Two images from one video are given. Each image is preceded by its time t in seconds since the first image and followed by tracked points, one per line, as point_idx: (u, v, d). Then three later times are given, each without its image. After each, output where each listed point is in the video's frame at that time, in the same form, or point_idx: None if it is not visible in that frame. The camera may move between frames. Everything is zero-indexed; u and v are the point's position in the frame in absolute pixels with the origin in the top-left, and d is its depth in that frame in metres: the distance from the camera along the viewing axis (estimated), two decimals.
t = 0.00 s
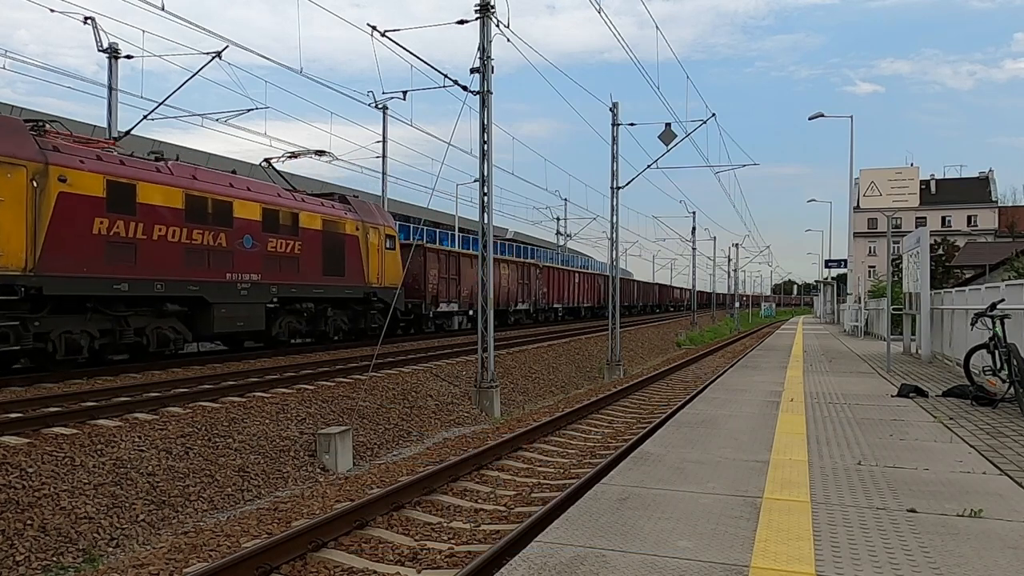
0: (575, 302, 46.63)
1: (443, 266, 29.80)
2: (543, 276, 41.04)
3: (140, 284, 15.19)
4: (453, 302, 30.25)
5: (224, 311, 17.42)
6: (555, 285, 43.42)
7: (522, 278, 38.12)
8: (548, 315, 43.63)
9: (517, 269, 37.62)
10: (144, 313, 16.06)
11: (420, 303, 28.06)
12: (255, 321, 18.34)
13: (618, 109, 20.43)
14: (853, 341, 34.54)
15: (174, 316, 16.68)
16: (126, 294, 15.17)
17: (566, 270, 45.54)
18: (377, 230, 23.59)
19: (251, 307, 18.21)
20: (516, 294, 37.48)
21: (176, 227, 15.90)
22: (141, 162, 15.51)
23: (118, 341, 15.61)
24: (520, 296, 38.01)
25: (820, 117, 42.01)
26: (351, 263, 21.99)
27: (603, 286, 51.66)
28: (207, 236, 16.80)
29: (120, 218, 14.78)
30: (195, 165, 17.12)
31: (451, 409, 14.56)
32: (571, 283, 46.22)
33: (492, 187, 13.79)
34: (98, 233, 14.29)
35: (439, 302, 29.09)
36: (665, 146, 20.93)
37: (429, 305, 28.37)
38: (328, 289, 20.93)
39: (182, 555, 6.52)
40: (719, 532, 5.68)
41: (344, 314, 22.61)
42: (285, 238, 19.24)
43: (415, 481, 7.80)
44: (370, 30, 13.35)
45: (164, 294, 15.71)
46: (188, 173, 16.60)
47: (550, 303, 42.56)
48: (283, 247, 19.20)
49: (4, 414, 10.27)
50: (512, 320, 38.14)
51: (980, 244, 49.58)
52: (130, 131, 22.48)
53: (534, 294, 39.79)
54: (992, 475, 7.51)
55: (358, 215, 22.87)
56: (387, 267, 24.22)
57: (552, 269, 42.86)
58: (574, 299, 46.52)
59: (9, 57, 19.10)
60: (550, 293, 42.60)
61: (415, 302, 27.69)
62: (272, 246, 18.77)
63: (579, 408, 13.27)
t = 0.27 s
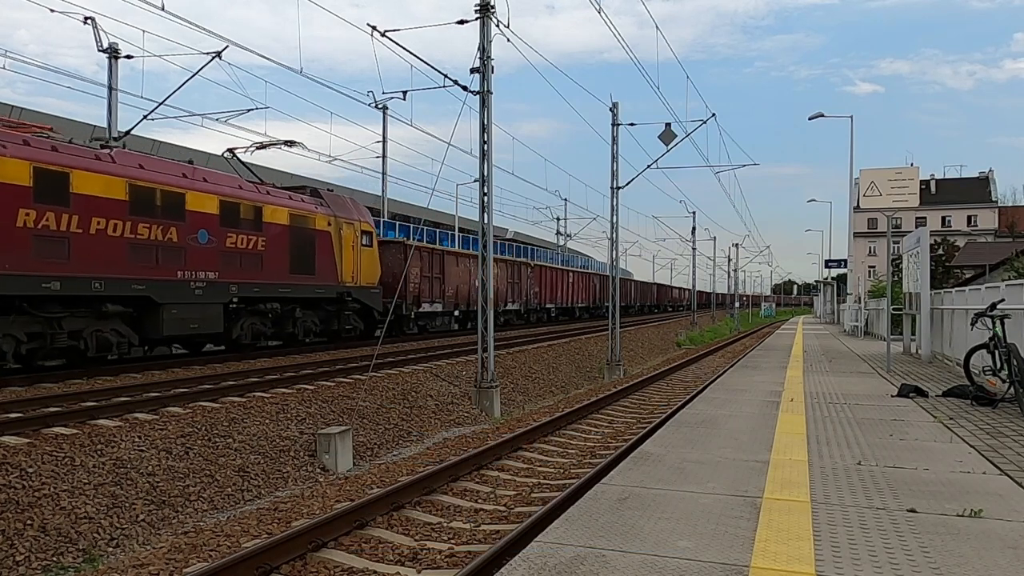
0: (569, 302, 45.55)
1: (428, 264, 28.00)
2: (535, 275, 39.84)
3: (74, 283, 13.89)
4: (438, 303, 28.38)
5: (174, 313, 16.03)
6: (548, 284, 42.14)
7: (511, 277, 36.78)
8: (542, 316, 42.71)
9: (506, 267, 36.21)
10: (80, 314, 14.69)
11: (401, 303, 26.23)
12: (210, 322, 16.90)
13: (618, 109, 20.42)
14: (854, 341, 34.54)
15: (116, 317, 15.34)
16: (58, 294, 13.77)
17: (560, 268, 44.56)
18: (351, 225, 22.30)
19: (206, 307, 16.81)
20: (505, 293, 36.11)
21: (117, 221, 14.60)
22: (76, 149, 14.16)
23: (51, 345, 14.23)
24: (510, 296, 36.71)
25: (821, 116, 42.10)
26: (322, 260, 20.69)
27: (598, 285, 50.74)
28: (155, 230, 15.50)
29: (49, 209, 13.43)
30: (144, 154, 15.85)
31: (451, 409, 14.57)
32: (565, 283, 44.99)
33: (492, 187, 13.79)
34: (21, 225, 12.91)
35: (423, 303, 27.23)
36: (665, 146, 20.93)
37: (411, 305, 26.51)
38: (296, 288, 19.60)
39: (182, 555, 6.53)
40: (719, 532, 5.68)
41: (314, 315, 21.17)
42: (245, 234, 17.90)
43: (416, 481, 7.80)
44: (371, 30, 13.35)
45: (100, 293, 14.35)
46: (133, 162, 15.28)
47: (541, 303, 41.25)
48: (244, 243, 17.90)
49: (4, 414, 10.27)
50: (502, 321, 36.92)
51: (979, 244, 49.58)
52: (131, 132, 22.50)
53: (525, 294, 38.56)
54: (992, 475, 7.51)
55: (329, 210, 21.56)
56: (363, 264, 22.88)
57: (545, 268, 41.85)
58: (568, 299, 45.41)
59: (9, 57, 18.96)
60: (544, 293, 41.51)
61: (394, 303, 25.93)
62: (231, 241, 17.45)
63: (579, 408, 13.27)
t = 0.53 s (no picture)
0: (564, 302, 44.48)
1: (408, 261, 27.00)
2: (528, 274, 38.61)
3: None
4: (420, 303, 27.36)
5: (115, 313, 14.63)
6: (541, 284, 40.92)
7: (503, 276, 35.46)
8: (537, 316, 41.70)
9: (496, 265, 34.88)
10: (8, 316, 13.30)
11: (381, 303, 25.26)
12: (159, 324, 15.57)
13: (618, 109, 20.41)
14: (854, 341, 34.54)
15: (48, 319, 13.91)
16: None
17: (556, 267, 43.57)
18: (324, 220, 21.07)
19: (155, 308, 15.50)
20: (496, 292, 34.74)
21: (46, 212, 13.19)
22: None
23: None
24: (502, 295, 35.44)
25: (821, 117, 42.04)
26: (287, 257, 19.39)
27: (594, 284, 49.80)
28: (93, 224, 14.11)
29: None
30: (81, 139, 14.39)
31: (451, 409, 14.57)
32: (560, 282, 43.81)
33: (492, 187, 13.79)
34: None
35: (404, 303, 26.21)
36: (665, 146, 20.92)
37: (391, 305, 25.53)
38: (260, 287, 18.35)
39: (182, 555, 6.52)
40: (719, 532, 5.68)
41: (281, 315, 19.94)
42: (199, 228, 16.50)
43: (415, 481, 7.80)
44: (371, 30, 13.33)
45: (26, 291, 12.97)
46: (68, 149, 13.88)
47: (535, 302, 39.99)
48: (198, 238, 16.54)
49: (4, 414, 10.27)
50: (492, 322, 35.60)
51: (979, 244, 49.56)
52: (131, 132, 22.51)
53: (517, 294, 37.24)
54: (992, 475, 7.51)
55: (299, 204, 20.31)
56: (337, 261, 21.67)
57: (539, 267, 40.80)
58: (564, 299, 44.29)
59: (9, 57, 18.78)
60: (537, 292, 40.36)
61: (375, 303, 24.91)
62: (183, 235, 16.11)
63: (579, 408, 13.27)
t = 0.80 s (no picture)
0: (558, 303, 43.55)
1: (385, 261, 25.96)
2: (519, 273, 37.55)
3: None
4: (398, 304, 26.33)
5: (41, 313, 13.47)
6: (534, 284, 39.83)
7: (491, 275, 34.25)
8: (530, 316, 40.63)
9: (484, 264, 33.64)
10: None
11: (355, 304, 24.19)
12: (98, 326, 14.48)
13: (618, 109, 20.41)
14: (854, 341, 34.55)
15: None
16: None
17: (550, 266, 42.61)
18: (291, 215, 20.00)
19: (93, 309, 14.41)
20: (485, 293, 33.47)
21: None
22: None
23: None
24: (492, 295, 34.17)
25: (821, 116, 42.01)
26: (249, 254, 18.26)
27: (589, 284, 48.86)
28: (18, 216, 12.96)
29: None
30: (9, 122, 13.23)
31: (451, 409, 14.57)
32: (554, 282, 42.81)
33: (492, 187, 13.79)
34: None
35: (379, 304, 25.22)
36: (665, 146, 20.92)
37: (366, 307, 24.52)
38: (217, 286, 17.21)
39: (182, 555, 6.53)
40: (719, 532, 5.68)
41: (243, 317, 18.71)
42: (143, 222, 15.31)
43: (415, 481, 7.80)
44: (371, 30, 13.32)
45: None
46: None
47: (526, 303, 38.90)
48: (144, 232, 15.39)
49: (4, 414, 10.27)
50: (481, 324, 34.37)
51: (980, 244, 49.55)
52: (130, 131, 22.51)
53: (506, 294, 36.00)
54: (992, 475, 7.51)
55: (263, 197, 19.20)
56: (305, 258, 20.59)
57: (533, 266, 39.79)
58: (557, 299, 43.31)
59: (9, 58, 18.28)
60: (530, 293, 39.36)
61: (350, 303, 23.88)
62: (126, 230, 14.96)
63: (579, 408, 13.27)
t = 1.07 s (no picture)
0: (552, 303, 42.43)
1: (361, 259, 24.50)
2: (511, 272, 36.41)
3: None
4: (374, 304, 24.87)
5: None
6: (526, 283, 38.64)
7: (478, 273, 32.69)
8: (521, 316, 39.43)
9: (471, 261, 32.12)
10: None
11: (328, 304, 22.72)
12: (25, 331, 13.21)
13: (618, 109, 20.40)
14: (854, 341, 34.55)
15: None
16: None
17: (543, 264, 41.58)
18: (252, 209, 18.69)
19: (17, 310, 13.11)
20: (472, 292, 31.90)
21: None
22: None
23: None
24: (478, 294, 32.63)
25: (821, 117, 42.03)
26: (202, 249, 16.98)
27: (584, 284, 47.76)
28: None
29: None
30: None
31: (451, 409, 14.56)
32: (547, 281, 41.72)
33: (492, 187, 13.79)
34: None
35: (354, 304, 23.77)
36: (665, 146, 20.93)
37: (338, 307, 23.06)
38: (165, 284, 15.94)
39: (182, 555, 6.53)
40: (719, 532, 5.68)
41: (198, 320, 17.50)
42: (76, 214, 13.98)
43: (415, 481, 7.80)
44: (371, 30, 13.33)
45: None
46: None
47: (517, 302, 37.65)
48: (79, 225, 14.09)
49: (4, 414, 10.27)
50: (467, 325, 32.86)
51: (980, 244, 49.55)
52: (131, 131, 22.52)
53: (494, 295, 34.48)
54: (992, 475, 7.51)
55: (222, 188, 17.88)
56: (268, 255, 19.28)
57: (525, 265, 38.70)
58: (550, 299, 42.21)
59: (9, 57, 18.51)
60: (522, 292, 38.20)
61: (321, 303, 22.42)
62: (57, 222, 13.64)
63: (579, 408, 13.27)
